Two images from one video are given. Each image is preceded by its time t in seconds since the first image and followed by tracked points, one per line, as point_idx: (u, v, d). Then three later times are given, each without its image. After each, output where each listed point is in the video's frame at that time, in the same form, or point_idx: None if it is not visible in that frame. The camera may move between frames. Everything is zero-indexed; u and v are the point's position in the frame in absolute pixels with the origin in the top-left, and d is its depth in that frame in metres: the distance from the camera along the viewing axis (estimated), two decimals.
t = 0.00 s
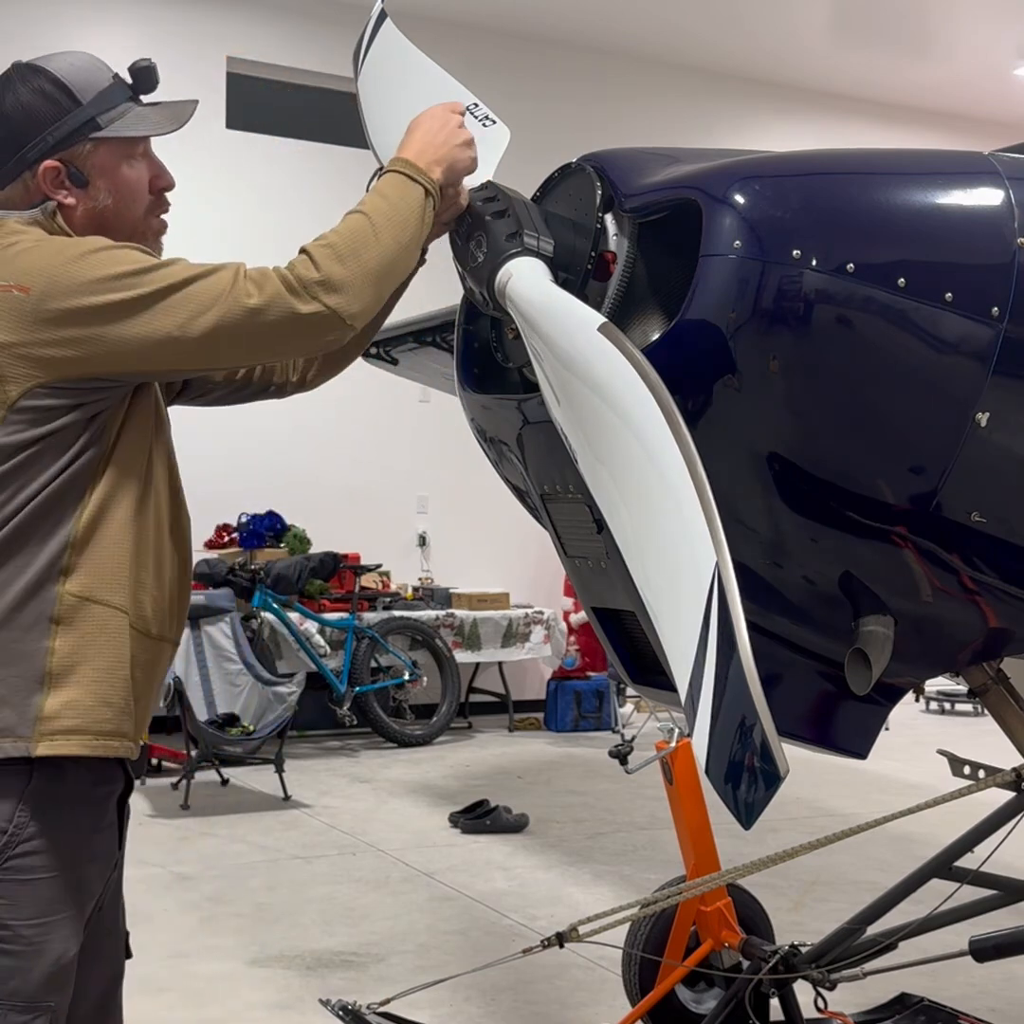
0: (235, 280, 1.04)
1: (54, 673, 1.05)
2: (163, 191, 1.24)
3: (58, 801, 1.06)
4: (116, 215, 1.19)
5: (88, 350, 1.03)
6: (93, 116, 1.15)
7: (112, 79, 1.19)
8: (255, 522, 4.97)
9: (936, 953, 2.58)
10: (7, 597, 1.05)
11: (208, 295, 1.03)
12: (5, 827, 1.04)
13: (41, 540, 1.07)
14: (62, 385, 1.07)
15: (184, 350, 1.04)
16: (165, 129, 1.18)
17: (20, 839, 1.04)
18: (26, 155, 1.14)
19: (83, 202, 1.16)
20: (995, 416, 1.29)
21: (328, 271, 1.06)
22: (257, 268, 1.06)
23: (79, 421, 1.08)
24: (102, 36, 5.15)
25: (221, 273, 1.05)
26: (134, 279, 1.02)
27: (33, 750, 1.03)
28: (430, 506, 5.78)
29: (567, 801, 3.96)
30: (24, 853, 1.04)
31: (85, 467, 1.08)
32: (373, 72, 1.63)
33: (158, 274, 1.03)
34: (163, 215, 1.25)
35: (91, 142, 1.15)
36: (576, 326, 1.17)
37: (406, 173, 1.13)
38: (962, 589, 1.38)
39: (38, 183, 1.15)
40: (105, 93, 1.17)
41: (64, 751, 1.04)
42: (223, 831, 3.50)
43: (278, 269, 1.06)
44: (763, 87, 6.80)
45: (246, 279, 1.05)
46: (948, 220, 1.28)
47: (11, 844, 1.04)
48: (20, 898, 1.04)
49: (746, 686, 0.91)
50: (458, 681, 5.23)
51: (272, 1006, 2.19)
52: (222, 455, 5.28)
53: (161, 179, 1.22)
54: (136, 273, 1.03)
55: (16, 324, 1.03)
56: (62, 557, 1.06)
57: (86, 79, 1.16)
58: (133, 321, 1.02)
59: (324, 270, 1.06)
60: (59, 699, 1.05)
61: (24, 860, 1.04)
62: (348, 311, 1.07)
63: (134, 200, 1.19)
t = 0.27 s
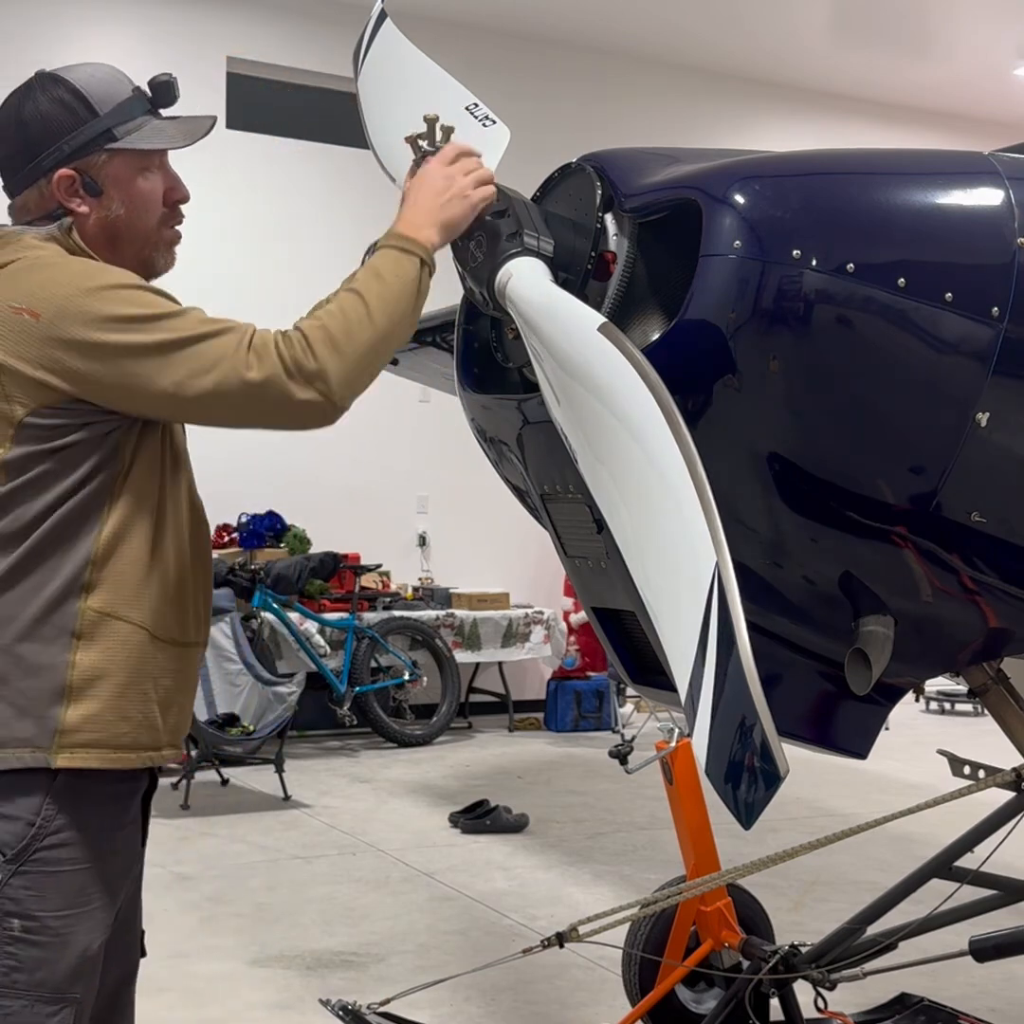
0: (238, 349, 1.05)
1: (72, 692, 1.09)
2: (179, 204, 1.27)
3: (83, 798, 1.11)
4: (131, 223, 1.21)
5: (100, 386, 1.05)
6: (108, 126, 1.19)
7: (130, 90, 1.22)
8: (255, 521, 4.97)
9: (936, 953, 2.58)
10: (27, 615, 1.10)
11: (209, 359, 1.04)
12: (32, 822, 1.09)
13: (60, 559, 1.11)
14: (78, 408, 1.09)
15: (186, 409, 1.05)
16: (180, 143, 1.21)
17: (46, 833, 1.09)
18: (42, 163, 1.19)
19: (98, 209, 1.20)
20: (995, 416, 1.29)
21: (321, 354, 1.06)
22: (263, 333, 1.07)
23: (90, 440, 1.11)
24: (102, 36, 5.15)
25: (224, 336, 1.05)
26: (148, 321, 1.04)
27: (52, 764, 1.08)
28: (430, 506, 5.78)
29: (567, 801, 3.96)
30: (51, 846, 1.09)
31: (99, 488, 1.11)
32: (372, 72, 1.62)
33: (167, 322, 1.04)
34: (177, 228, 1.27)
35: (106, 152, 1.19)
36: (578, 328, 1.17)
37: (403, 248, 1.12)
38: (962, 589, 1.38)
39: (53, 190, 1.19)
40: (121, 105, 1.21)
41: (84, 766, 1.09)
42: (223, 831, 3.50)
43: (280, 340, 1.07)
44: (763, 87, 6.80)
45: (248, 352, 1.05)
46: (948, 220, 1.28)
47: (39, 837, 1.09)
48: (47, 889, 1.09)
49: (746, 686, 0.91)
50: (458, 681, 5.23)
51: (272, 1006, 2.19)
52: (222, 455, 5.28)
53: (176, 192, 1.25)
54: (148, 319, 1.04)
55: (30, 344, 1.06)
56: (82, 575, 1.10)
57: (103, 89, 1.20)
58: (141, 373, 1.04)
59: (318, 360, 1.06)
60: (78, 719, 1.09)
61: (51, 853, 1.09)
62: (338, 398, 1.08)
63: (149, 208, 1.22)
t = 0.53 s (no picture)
0: (235, 392, 1.10)
1: (79, 702, 1.13)
2: (181, 206, 1.30)
3: (95, 794, 1.14)
4: (134, 225, 1.25)
5: (105, 409, 1.10)
6: (108, 132, 1.22)
7: (131, 95, 1.25)
8: (255, 521, 4.96)
9: (936, 953, 2.58)
10: (32, 627, 1.13)
11: (207, 399, 1.09)
12: (44, 818, 1.12)
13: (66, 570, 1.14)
14: (80, 424, 1.13)
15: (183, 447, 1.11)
16: (179, 148, 1.24)
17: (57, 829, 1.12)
18: (44, 169, 1.22)
19: (100, 212, 1.23)
20: (994, 415, 1.29)
21: (310, 407, 1.12)
22: (257, 380, 1.12)
23: (91, 455, 1.14)
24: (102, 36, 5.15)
25: (222, 377, 1.11)
26: (152, 352, 1.09)
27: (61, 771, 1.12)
28: (430, 506, 5.78)
29: (567, 800, 3.97)
30: (62, 842, 1.12)
31: (101, 502, 1.15)
32: (372, 73, 1.62)
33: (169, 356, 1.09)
34: (179, 230, 1.30)
35: (106, 158, 1.22)
36: (576, 330, 1.17)
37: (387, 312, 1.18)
38: (962, 589, 1.38)
39: (55, 195, 1.22)
40: (121, 111, 1.23)
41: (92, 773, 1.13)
42: (223, 831, 3.50)
43: (273, 390, 1.12)
44: (763, 87, 6.81)
45: (244, 397, 1.11)
46: (948, 220, 1.28)
47: (50, 832, 1.12)
48: (57, 884, 1.12)
49: (745, 687, 0.91)
50: (458, 681, 5.23)
51: (272, 1006, 2.19)
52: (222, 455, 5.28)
53: (177, 194, 1.29)
54: (151, 352, 1.09)
55: (36, 357, 1.10)
56: (87, 588, 1.13)
57: (104, 95, 1.23)
58: (140, 407, 1.09)
59: (308, 417, 1.12)
60: (86, 727, 1.13)
61: (61, 849, 1.12)
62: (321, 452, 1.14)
63: (150, 211, 1.26)
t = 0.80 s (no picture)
0: (245, 373, 1.11)
1: (85, 692, 1.13)
2: (180, 207, 1.30)
3: (96, 793, 1.14)
4: (133, 226, 1.25)
5: (114, 398, 1.10)
6: (105, 133, 1.22)
7: (128, 96, 1.25)
8: (255, 521, 4.96)
9: (936, 953, 2.58)
10: (37, 622, 1.13)
11: (217, 381, 1.10)
12: (44, 817, 1.12)
13: (74, 559, 1.14)
14: (90, 417, 1.14)
15: (193, 429, 1.11)
16: (176, 149, 1.24)
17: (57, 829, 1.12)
18: (43, 171, 1.22)
19: (99, 213, 1.23)
20: (995, 415, 1.29)
21: (321, 384, 1.14)
22: (266, 362, 1.13)
23: (100, 445, 1.15)
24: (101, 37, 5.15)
25: (229, 361, 1.12)
26: (162, 339, 1.10)
27: (68, 762, 1.12)
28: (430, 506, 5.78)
29: (567, 800, 3.97)
30: (61, 842, 1.12)
31: (108, 492, 1.15)
32: (372, 73, 1.63)
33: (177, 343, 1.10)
34: (178, 230, 1.30)
35: (104, 159, 1.22)
36: (577, 329, 1.17)
37: (387, 285, 1.21)
38: (962, 589, 1.38)
39: (53, 197, 1.22)
40: (118, 112, 1.23)
41: (99, 762, 1.12)
42: (223, 831, 3.50)
43: (284, 369, 1.13)
44: (763, 87, 6.81)
45: (255, 377, 1.12)
46: (948, 221, 1.28)
47: (49, 831, 1.12)
48: (56, 884, 1.12)
49: (746, 685, 0.91)
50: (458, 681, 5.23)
51: (272, 1006, 2.19)
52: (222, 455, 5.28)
53: (176, 195, 1.28)
54: (161, 340, 1.10)
55: (42, 352, 1.11)
56: (93, 576, 1.13)
57: (101, 97, 1.23)
58: (150, 392, 1.10)
59: (320, 395, 1.14)
60: (89, 718, 1.12)
61: (60, 848, 1.12)
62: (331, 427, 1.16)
63: (149, 211, 1.25)
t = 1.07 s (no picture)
0: (248, 360, 1.12)
1: (86, 688, 1.13)
2: (180, 208, 1.30)
3: (94, 792, 1.14)
4: (136, 227, 1.25)
5: (115, 392, 1.10)
6: (108, 134, 1.22)
7: (130, 98, 1.26)
8: (255, 522, 4.97)
9: (936, 953, 2.58)
10: (38, 617, 1.13)
11: (221, 368, 1.11)
12: (42, 819, 1.12)
13: (76, 553, 1.14)
14: (93, 415, 1.14)
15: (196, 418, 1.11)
16: (179, 149, 1.25)
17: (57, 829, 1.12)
18: (46, 172, 1.22)
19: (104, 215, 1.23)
20: (995, 415, 1.29)
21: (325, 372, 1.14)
22: (268, 350, 1.13)
23: (103, 441, 1.15)
24: (101, 37, 5.15)
25: (230, 350, 1.12)
26: (163, 332, 1.10)
27: (69, 758, 1.12)
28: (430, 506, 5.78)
29: (567, 801, 3.97)
30: (58, 842, 1.12)
31: (111, 487, 1.15)
32: (373, 75, 1.63)
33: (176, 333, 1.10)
34: (179, 232, 1.30)
35: (107, 160, 1.22)
36: (577, 329, 1.17)
37: (391, 272, 1.21)
38: (962, 589, 1.38)
39: (56, 199, 1.22)
40: (121, 113, 1.24)
41: (100, 757, 1.12)
42: (223, 831, 3.50)
43: (287, 357, 1.13)
44: (764, 87, 6.81)
45: (257, 365, 1.12)
46: (948, 221, 1.28)
47: (48, 831, 1.12)
48: (55, 884, 1.12)
49: (746, 686, 0.91)
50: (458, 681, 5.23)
51: (272, 1006, 2.19)
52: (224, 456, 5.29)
53: (177, 196, 1.29)
54: (161, 332, 1.10)
55: (45, 349, 1.11)
56: (93, 572, 1.13)
57: (103, 98, 1.24)
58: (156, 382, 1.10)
59: (325, 381, 1.14)
60: (90, 714, 1.12)
61: (58, 849, 1.12)
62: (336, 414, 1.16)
63: (150, 211, 1.25)
